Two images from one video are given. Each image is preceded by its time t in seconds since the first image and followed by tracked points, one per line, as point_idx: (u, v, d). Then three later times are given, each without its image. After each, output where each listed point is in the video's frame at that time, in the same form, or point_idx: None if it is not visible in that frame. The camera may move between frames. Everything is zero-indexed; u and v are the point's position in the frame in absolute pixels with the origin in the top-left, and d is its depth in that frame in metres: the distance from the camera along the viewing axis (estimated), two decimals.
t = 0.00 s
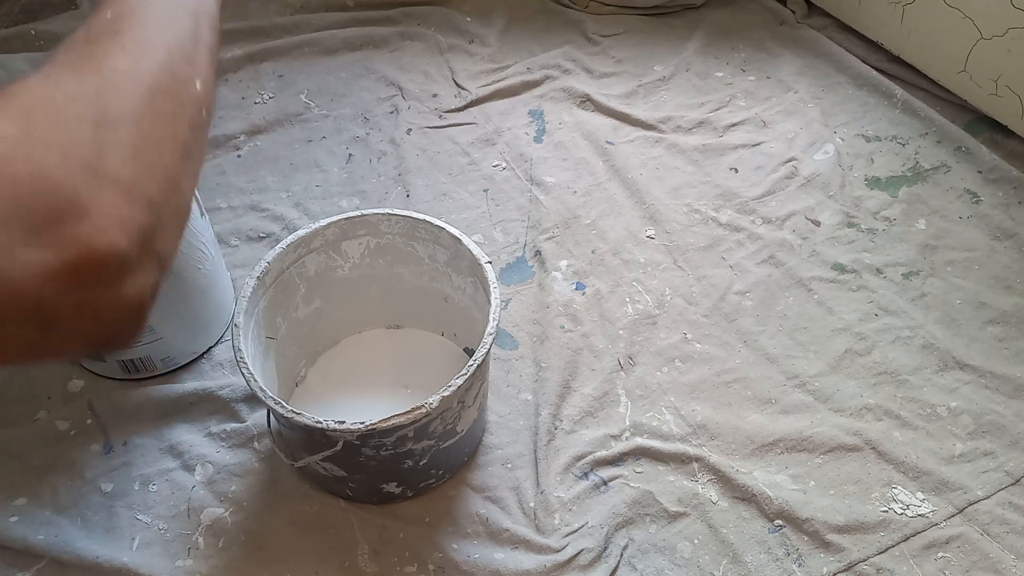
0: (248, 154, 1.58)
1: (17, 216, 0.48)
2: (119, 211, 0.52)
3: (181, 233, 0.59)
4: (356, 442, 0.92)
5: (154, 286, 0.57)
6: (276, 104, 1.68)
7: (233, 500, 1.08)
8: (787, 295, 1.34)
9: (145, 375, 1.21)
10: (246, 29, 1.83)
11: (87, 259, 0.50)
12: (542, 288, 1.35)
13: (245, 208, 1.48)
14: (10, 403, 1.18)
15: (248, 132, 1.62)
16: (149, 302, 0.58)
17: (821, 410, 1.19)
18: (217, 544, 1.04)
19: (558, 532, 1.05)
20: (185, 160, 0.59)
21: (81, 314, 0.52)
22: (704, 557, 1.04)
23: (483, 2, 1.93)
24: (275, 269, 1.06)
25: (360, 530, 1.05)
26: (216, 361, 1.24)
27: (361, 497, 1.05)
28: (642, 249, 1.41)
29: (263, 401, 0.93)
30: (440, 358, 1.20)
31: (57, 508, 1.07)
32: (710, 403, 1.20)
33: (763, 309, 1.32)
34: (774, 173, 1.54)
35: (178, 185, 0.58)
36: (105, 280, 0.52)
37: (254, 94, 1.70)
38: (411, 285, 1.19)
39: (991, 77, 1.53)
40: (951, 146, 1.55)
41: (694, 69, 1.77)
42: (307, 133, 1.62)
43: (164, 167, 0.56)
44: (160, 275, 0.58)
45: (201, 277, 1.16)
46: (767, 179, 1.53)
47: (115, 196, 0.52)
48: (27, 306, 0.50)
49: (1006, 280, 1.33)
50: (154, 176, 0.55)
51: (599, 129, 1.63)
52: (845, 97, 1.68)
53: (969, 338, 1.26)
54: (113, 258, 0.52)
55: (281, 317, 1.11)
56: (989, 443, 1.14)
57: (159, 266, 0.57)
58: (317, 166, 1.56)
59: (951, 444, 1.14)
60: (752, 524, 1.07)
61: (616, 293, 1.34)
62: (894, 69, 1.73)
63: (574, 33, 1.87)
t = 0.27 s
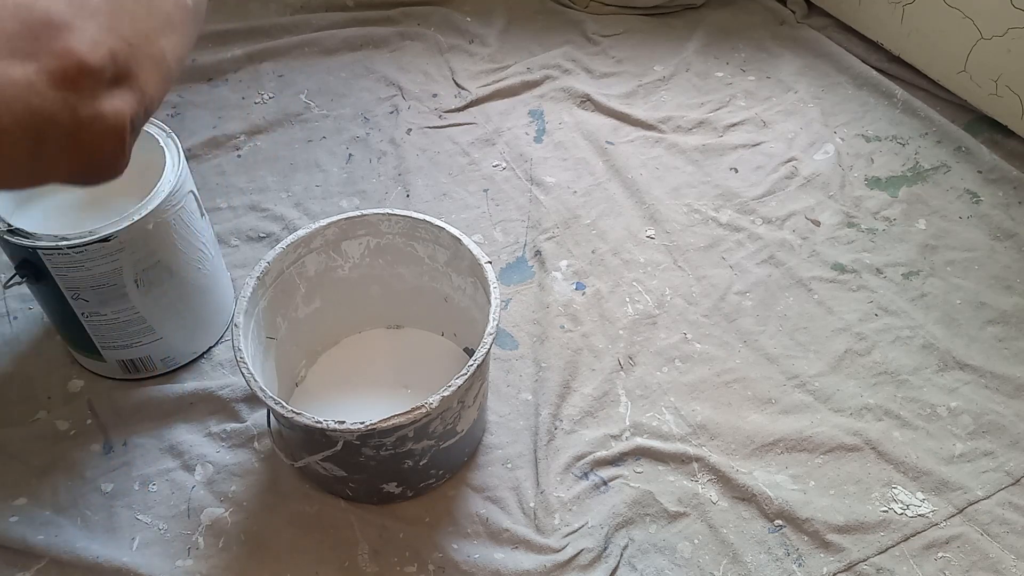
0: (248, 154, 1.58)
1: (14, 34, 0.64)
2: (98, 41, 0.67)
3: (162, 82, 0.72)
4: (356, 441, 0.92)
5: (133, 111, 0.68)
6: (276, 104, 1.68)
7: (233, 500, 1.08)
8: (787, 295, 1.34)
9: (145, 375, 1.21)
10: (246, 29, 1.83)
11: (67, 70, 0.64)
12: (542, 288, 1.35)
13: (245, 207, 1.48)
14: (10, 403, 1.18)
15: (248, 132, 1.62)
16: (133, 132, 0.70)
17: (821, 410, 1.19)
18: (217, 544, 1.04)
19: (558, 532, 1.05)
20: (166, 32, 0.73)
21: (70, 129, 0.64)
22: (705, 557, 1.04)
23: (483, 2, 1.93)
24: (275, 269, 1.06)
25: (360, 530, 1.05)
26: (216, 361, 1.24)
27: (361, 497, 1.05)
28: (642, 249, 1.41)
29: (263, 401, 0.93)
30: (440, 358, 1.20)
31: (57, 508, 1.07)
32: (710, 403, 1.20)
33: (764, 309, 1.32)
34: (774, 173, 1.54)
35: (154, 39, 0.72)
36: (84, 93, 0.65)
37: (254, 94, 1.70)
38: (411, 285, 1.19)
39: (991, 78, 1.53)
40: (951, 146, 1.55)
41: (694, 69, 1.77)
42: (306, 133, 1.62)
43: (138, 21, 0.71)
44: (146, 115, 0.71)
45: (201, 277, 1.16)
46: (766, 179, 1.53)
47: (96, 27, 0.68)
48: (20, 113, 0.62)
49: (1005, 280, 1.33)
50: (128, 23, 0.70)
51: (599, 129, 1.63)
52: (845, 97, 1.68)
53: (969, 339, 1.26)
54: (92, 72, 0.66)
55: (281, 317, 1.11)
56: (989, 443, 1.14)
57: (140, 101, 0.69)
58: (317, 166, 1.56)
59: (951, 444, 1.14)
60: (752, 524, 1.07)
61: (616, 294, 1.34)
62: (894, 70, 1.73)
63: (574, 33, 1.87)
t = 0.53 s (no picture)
0: (248, 154, 1.58)
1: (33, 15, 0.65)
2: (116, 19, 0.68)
3: (185, 64, 0.72)
4: (356, 441, 0.93)
5: (155, 93, 0.68)
6: (276, 104, 1.68)
7: (233, 500, 1.08)
8: (787, 295, 1.34)
9: (145, 375, 1.21)
10: (246, 29, 1.83)
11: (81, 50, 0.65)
12: (542, 288, 1.35)
13: (245, 207, 1.48)
14: (10, 403, 1.18)
15: (248, 132, 1.62)
16: (157, 114, 0.69)
17: (821, 410, 1.19)
18: (217, 544, 1.04)
19: (558, 532, 1.05)
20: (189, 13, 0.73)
21: (88, 106, 0.64)
22: (704, 557, 1.04)
23: (483, 2, 1.93)
24: (275, 269, 1.06)
25: (360, 530, 1.05)
26: (216, 361, 1.24)
27: (361, 497, 1.05)
28: (642, 249, 1.41)
29: (263, 401, 0.93)
30: (440, 358, 1.20)
31: (57, 508, 1.07)
32: (710, 403, 1.20)
33: (763, 309, 1.32)
34: (774, 173, 1.54)
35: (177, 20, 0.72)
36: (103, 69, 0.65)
37: (254, 94, 1.70)
38: (411, 285, 1.19)
39: (991, 77, 1.53)
40: (951, 146, 1.55)
41: (694, 69, 1.77)
42: (306, 133, 1.62)
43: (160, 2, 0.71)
44: (171, 99, 0.71)
45: (201, 276, 1.16)
46: (766, 179, 1.53)
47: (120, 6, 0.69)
48: (37, 92, 0.63)
49: (1005, 280, 1.33)
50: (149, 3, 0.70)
51: (599, 129, 1.63)
52: (845, 97, 1.68)
53: (969, 338, 1.26)
54: (109, 51, 0.66)
55: (281, 317, 1.11)
56: (989, 443, 1.14)
57: (164, 83, 0.69)
58: (317, 166, 1.56)
59: (951, 444, 1.14)
60: (752, 524, 1.07)
61: (616, 294, 1.34)
62: (894, 70, 1.73)
63: (574, 33, 1.87)
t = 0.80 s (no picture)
0: (248, 154, 1.58)
1: (39, 86, 0.56)
2: (133, 89, 0.60)
3: (208, 139, 0.66)
4: (357, 441, 0.92)
5: (175, 171, 0.61)
6: (276, 104, 1.68)
7: (233, 500, 1.08)
8: (787, 295, 1.34)
9: (145, 376, 1.21)
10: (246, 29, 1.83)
11: (99, 125, 0.57)
12: (542, 288, 1.35)
13: (245, 207, 1.48)
14: (9, 402, 1.18)
15: (248, 132, 1.62)
16: (174, 192, 0.63)
17: (821, 410, 1.19)
18: (217, 544, 1.04)
19: (558, 532, 1.05)
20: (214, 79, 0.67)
21: (103, 192, 0.57)
22: (704, 557, 1.04)
23: (483, 2, 1.93)
24: (275, 269, 1.06)
25: (360, 530, 1.05)
26: (216, 361, 1.24)
27: (361, 497, 1.05)
28: (642, 249, 1.41)
29: (263, 401, 0.93)
30: (440, 358, 1.20)
31: (57, 508, 1.07)
32: (710, 403, 1.20)
33: (764, 309, 1.32)
34: (774, 173, 1.54)
35: (201, 90, 0.66)
36: (122, 146, 0.58)
37: (254, 94, 1.70)
38: (411, 285, 1.19)
39: (991, 78, 1.53)
40: (951, 146, 1.55)
41: (694, 69, 1.77)
42: (306, 133, 1.62)
43: (186, 65, 0.65)
44: (189, 173, 0.65)
45: (201, 276, 1.16)
46: (767, 179, 1.53)
47: (131, 75, 0.61)
48: (46, 174, 0.55)
49: (1005, 280, 1.33)
50: (173, 70, 0.64)
51: (599, 129, 1.63)
52: (845, 97, 1.68)
53: (969, 338, 1.26)
54: (131, 128, 0.59)
55: (281, 318, 1.11)
56: (989, 443, 1.14)
57: (184, 160, 0.63)
58: (317, 166, 1.56)
59: (951, 444, 1.14)
60: (752, 524, 1.07)
61: (616, 294, 1.34)
62: (894, 70, 1.73)
63: (574, 33, 1.87)
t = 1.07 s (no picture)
0: (248, 154, 1.58)
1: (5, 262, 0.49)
2: (116, 250, 0.53)
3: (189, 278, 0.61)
4: (357, 442, 0.92)
5: (151, 330, 0.59)
6: (276, 104, 1.68)
7: (233, 500, 1.08)
8: (787, 295, 1.34)
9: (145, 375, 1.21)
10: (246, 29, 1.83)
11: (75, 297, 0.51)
12: (542, 288, 1.35)
13: (245, 207, 1.48)
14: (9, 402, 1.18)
15: (248, 133, 1.62)
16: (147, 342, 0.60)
17: (821, 410, 1.19)
18: (217, 544, 1.04)
19: (558, 532, 1.05)
20: (197, 203, 0.60)
21: (76, 358, 0.55)
22: (704, 557, 1.04)
23: (483, 2, 1.93)
24: (275, 268, 1.06)
25: (360, 530, 1.05)
26: (216, 361, 1.24)
27: (361, 497, 1.05)
28: (642, 249, 1.41)
29: (263, 401, 0.93)
30: (440, 358, 1.20)
31: (57, 508, 1.07)
32: (710, 403, 1.20)
33: (764, 309, 1.32)
34: (774, 173, 1.54)
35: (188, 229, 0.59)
36: (99, 323, 0.54)
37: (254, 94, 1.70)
38: (411, 285, 1.19)
39: (991, 78, 1.53)
40: (951, 146, 1.55)
41: (694, 69, 1.77)
42: (306, 133, 1.62)
43: (177, 204, 0.57)
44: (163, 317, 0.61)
45: (201, 276, 1.16)
46: (767, 179, 1.53)
47: (118, 236, 0.53)
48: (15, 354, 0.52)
49: (1005, 280, 1.33)
50: (163, 214, 0.56)
51: (599, 129, 1.63)
52: (845, 97, 1.68)
53: (969, 338, 1.26)
54: (110, 300, 0.53)
55: (281, 318, 1.11)
56: (989, 443, 1.14)
57: (161, 313, 0.59)
58: (317, 166, 1.56)
59: (951, 444, 1.14)
60: (752, 524, 1.07)
61: (616, 294, 1.34)
62: (894, 70, 1.73)
63: (574, 33, 1.87)
